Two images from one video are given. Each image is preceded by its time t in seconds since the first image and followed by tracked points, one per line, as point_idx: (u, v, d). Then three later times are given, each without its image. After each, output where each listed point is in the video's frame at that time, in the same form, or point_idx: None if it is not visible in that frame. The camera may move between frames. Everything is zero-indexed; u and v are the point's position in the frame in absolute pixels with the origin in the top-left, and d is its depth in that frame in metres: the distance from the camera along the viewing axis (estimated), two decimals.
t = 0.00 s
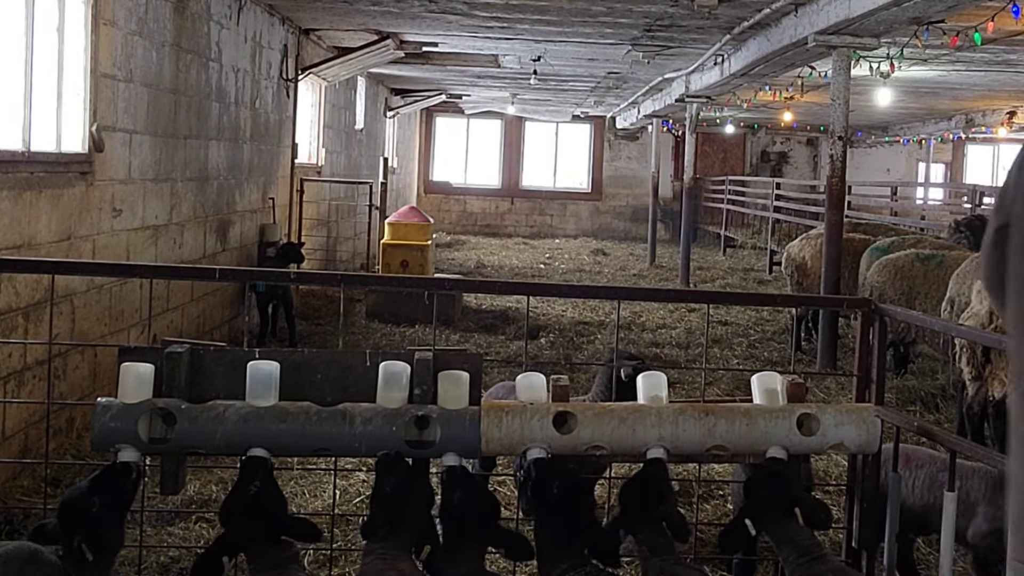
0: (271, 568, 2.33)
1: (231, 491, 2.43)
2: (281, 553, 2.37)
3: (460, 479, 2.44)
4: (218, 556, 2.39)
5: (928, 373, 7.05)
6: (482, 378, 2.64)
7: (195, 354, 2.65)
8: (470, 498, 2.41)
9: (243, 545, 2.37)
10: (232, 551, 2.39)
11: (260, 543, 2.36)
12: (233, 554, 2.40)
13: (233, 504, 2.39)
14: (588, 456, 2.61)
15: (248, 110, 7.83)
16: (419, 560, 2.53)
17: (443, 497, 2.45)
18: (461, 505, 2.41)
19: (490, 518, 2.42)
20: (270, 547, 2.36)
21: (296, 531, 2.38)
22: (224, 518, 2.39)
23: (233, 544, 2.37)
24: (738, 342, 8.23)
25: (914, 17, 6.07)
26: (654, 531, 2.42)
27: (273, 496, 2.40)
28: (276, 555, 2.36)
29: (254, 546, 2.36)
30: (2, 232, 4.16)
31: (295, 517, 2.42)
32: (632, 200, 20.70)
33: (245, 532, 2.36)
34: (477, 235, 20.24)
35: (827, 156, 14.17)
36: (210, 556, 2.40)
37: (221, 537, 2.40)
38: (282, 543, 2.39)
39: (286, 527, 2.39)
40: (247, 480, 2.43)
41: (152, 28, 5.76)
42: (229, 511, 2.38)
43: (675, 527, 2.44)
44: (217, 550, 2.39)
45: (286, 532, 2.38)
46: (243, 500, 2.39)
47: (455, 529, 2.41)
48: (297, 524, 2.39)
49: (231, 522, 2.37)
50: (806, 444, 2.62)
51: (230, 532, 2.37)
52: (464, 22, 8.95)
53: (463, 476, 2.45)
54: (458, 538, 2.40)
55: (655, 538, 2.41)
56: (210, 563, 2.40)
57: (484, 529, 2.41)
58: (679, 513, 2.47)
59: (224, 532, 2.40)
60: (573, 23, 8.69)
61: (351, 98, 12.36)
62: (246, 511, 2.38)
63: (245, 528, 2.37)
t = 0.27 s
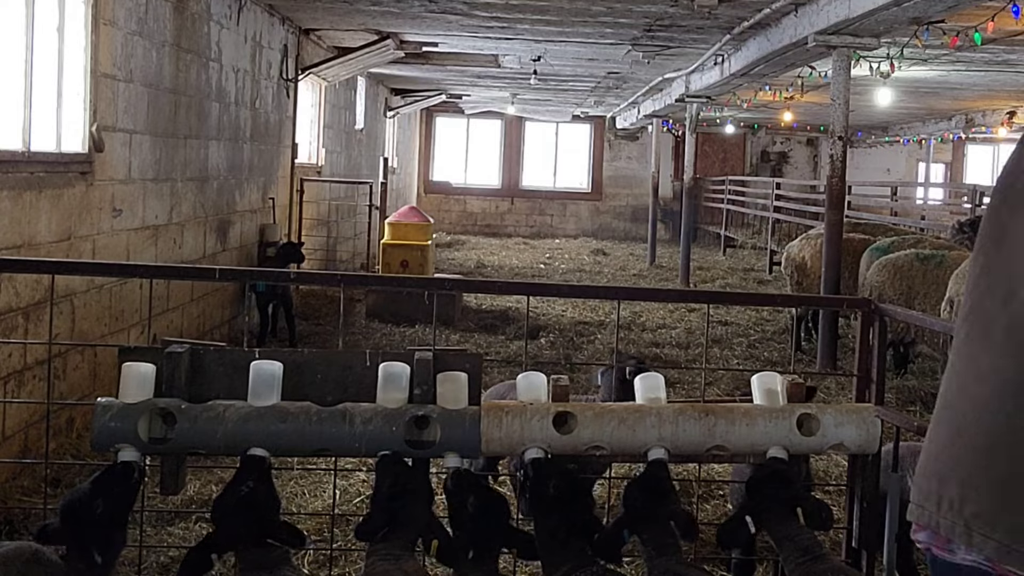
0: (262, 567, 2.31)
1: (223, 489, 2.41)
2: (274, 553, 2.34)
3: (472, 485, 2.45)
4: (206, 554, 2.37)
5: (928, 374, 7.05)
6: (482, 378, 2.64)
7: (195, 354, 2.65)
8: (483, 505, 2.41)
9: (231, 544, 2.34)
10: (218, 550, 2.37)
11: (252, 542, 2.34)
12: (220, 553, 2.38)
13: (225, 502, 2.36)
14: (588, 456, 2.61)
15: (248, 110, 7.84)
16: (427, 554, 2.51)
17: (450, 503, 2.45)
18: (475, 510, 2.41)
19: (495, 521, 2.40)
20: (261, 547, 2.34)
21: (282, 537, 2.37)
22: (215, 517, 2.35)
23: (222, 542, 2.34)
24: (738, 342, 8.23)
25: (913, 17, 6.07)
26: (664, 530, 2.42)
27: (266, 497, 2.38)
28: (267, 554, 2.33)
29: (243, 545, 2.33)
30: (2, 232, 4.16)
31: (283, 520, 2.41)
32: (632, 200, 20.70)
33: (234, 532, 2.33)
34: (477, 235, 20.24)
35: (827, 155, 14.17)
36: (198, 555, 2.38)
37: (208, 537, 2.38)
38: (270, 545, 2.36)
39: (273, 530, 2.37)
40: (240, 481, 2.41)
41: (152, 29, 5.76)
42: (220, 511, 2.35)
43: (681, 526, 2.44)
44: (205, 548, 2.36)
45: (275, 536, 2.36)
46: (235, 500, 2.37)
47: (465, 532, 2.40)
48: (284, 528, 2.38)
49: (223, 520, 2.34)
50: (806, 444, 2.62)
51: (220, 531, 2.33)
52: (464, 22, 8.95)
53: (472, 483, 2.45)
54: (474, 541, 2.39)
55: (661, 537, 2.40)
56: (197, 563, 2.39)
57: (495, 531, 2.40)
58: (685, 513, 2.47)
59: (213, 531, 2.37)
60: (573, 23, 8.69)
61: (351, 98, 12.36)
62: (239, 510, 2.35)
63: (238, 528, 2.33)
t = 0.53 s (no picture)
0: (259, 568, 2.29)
1: (223, 491, 2.42)
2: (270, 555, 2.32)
3: (459, 478, 2.44)
4: (206, 554, 2.37)
5: (927, 373, 7.05)
6: (482, 377, 2.64)
7: (196, 354, 2.66)
8: (466, 499, 2.41)
9: (230, 544, 2.34)
10: (218, 550, 2.37)
11: (252, 543, 2.34)
12: (220, 553, 2.37)
13: (225, 502, 2.37)
14: (588, 455, 2.61)
15: (248, 110, 7.84)
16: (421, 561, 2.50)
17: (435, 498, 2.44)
18: (456, 502, 2.40)
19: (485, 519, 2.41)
20: (262, 546, 2.34)
21: (282, 539, 2.36)
22: (215, 515, 2.36)
23: (222, 542, 2.34)
24: (738, 342, 8.23)
25: (914, 17, 6.07)
26: (662, 528, 2.43)
27: (266, 497, 2.40)
28: (267, 554, 2.33)
29: (243, 545, 2.33)
30: (2, 232, 4.17)
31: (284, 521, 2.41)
32: (632, 200, 20.71)
33: (234, 532, 2.34)
34: (477, 235, 20.24)
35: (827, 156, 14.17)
36: (198, 554, 2.37)
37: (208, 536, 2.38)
38: (270, 547, 2.36)
39: (272, 532, 2.36)
40: (242, 480, 2.43)
41: (152, 28, 5.76)
42: (220, 510, 2.37)
43: (679, 522, 2.45)
44: (206, 548, 2.36)
45: (274, 538, 2.36)
46: (235, 500, 2.38)
47: (448, 526, 2.39)
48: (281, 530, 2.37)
49: (223, 520, 2.35)
50: (806, 443, 2.62)
51: (220, 530, 2.34)
52: (464, 22, 8.95)
53: (458, 476, 2.44)
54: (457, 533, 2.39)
55: (658, 536, 2.42)
56: (197, 560, 2.38)
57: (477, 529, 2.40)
58: (684, 510, 2.47)
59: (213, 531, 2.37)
60: (573, 23, 8.69)
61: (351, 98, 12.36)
62: (238, 511, 2.36)
63: (239, 527, 2.34)
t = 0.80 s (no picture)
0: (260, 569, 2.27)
1: (224, 493, 2.39)
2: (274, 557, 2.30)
3: (456, 472, 2.45)
4: (210, 555, 2.34)
5: (927, 373, 7.05)
6: (482, 377, 2.64)
7: (196, 354, 2.66)
8: (463, 492, 2.42)
9: (233, 547, 2.31)
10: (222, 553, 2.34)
11: (254, 544, 2.30)
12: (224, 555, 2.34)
13: (225, 503, 2.35)
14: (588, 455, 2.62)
15: (248, 110, 7.84)
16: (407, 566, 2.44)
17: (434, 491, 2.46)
18: (454, 495, 2.42)
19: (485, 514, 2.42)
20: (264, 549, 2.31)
21: (286, 541, 2.34)
22: (216, 519, 2.34)
23: (224, 545, 2.31)
24: (738, 342, 8.23)
25: (914, 17, 6.07)
26: (654, 524, 2.41)
27: (267, 499, 2.36)
28: (269, 556, 2.30)
29: (245, 549, 2.29)
30: (2, 232, 4.17)
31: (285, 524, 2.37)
32: (632, 200, 20.71)
33: (236, 536, 2.30)
34: (477, 235, 20.24)
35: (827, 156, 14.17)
36: (201, 555, 2.34)
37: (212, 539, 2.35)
38: (274, 549, 2.33)
39: (277, 534, 2.34)
40: (242, 483, 2.39)
41: (152, 29, 5.76)
42: (220, 514, 2.34)
43: (671, 520, 2.41)
44: (209, 550, 2.33)
45: (276, 539, 2.33)
46: (236, 503, 2.35)
47: (450, 522, 2.41)
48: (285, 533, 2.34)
49: (224, 522, 2.33)
50: (807, 443, 2.62)
51: (222, 533, 2.31)
52: (464, 22, 8.95)
53: (457, 468, 2.45)
54: (457, 527, 2.40)
55: (652, 532, 2.39)
56: (199, 563, 2.35)
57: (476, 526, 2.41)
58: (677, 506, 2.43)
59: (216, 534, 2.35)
60: (574, 23, 8.69)
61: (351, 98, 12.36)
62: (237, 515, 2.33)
63: (243, 531, 2.31)
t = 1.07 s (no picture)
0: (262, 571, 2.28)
1: (225, 497, 2.39)
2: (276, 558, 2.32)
3: (460, 473, 2.45)
4: (213, 558, 2.35)
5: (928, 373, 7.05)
6: (482, 378, 2.64)
7: (195, 354, 2.66)
8: (465, 494, 2.42)
9: (235, 549, 2.33)
10: (226, 555, 2.35)
11: (257, 548, 2.31)
12: (228, 557, 2.36)
13: (226, 512, 2.34)
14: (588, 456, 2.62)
15: (248, 109, 7.83)
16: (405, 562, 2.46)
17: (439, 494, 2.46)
18: (456, 497, 2.42)
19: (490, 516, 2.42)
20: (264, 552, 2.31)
21: (291, 543, 2.33)
22: (217, 522, 2.35)
23: (226, 547, 2.33)
24: (738, 342, 8.23)
25: (914, 17, 6.07)
26: (668, 525, 2.43)
27: (267, 502, 2.35)
28: (269, 557, 2.31)
29: (246, 550, 2.31)
30: (2, 231, 4.16)
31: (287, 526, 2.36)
32: (632, 200, 20.71)
33: (239, 538, 2.32)
34: (477, 235, 20.24)
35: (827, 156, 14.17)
36: (205, 557, 2.35)
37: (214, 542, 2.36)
38: (275, 549, 2.33)
39: (279, 534, 2.33)
40: (242, 485, 2.39)
41: (153, 29, 5.76)
42: (222, 517, 2.35)
43: (687, 520, 2.46)
44: (212, 553, 2.34)
45: (279, 540, 2.32)
46: (236, 506, 2.35)
47: (452, 522, 2.40)
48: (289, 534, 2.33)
49: (226, 524, 2.33)
50: (807, 444, 2.62)
51: (223, 535, 2.33)
52: (464, 22, 8.95)
53: (461, 471, 2.45)
54: (459, 525, 2.40)
55: (666, 535, 2.41)
56: (206, 564, 2.36)
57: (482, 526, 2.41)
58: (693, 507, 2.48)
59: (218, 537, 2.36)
60: (574, 23, 8.69)
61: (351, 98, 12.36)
62: (239, 519, 2.33)
63: (243, 534, 2.32)
